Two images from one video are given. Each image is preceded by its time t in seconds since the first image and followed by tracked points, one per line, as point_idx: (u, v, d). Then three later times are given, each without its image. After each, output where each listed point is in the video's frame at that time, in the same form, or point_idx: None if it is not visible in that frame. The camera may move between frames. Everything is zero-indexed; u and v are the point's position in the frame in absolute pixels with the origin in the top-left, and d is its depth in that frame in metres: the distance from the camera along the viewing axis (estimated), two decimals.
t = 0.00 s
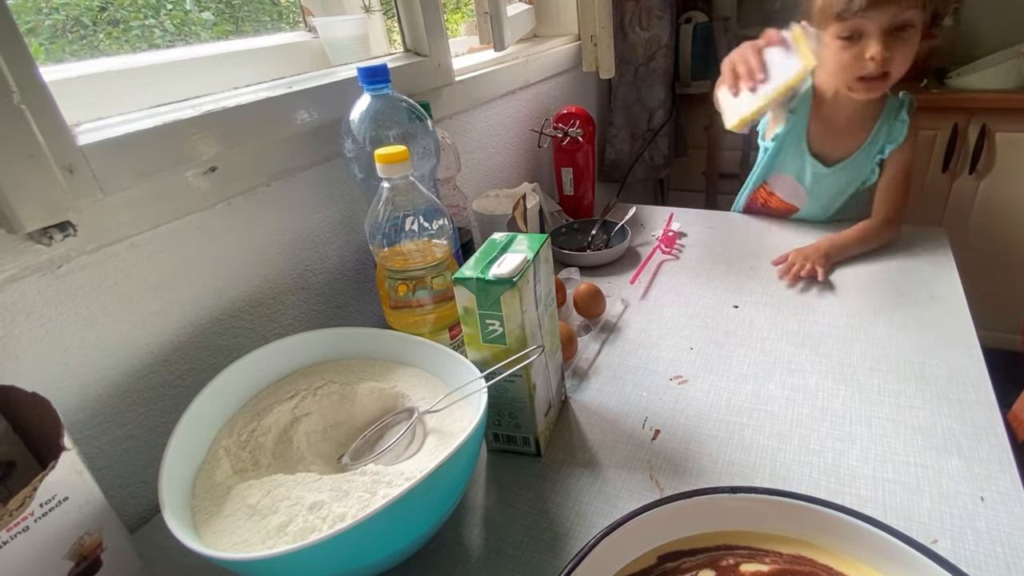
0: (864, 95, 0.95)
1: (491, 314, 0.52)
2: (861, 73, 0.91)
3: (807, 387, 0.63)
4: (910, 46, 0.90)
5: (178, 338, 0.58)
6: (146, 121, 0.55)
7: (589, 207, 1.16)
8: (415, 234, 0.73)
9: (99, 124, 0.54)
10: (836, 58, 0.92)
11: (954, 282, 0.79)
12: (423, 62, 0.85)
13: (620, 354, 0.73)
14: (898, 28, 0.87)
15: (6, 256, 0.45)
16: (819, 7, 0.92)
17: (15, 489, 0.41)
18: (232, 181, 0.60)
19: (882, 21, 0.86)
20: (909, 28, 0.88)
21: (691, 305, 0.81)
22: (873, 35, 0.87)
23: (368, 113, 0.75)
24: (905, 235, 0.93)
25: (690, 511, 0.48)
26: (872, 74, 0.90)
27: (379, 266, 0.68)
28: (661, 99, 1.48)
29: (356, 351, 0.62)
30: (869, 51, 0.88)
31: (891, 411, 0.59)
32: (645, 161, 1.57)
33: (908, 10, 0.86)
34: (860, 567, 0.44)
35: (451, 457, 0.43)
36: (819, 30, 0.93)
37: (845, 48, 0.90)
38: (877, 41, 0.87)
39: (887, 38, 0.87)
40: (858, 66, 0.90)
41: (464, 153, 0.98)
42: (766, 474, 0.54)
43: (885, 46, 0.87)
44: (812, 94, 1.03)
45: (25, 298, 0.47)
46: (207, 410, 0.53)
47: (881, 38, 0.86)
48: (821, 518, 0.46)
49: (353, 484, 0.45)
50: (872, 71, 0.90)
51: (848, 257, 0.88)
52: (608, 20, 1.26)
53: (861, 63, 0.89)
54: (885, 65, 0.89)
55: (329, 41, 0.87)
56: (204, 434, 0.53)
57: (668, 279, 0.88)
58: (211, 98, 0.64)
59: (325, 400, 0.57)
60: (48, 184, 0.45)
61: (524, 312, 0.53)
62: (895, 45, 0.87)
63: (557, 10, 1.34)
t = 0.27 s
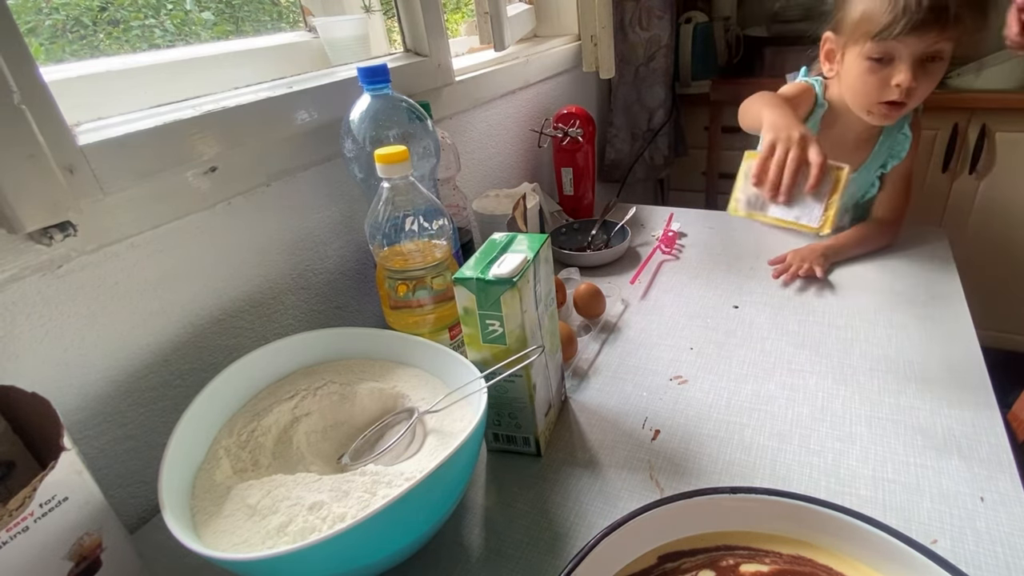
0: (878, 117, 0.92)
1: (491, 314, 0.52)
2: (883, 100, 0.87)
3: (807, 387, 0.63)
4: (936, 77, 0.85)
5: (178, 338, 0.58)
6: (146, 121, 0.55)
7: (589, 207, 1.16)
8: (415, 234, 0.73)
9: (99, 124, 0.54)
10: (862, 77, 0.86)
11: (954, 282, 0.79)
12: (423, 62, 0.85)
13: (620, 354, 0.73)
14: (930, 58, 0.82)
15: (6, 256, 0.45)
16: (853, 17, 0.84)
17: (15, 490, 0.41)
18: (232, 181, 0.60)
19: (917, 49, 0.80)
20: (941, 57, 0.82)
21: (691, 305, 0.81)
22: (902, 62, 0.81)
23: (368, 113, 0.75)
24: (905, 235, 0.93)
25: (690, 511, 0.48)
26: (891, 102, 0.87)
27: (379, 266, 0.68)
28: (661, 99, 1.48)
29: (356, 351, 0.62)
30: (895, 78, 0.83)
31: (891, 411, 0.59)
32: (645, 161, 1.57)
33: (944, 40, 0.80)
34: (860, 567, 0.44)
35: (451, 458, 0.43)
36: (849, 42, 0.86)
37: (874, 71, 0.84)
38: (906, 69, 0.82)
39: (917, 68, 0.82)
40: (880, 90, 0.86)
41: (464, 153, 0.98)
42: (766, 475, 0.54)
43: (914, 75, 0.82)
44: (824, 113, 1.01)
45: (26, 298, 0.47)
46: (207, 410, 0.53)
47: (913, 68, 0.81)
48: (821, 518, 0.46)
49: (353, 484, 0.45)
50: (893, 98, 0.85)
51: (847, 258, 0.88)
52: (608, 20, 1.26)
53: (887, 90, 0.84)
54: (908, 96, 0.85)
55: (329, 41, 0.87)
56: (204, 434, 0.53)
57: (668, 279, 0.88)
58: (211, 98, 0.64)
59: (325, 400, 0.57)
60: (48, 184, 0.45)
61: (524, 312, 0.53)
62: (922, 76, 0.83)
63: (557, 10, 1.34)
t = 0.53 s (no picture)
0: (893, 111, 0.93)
1: (491, 314, 0.52)
2: (905, 84, 0.89)
3: (807, 387, 0.63)
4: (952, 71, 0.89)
5: (178, 338, 0.58)
6: (146, 121, 0.55)
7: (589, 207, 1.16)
8: (415, 234, 0.73)
9: (99, 124, 0.54)
10: (884, 60, 0.89)
11: (954, 282, 0.79)
12: (423, 62, 0.85)
13: (619, 354, 0.73)
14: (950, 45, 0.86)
15: (6, 256, 0.45)
16: (876, 7, 0.88)
17: (15, 489, 0.41)
18: (232, 181, 0.60)
19: (942, 32, 0.84)
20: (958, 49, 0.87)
21: (691, 305, 0.81)
22: (926, 44, 0.85)
23: (368, 113, 0.75)
24: (905, 235, 0.93)
25: (690, 511, 0.48)
26: (912, 88, 0.89)
27: (379, 266, 0.68)
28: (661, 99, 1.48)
29: (356, 351, 0.62)
30: (918, 60, 0.86)
31: (891, 411, 0.59)
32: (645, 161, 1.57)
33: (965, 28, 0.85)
34: (860, 567, 0.44)
35: (451, 457, 0.43)
36: (872, 27, 0.90)
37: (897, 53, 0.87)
38: (930, 52, 0.85)
39: (938, 52, 0.86)
40: (901, 76, 0.89)
41: (464, 153, 0.98)
42: (766, 475, 0.54)
43: (937, 58, 0.85)
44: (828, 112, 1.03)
45: (26, 298, 0.47)
46: (207, 410, 0.53)
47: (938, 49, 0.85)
48: (821, 518, 0.47)
49: (353, 484, 0.45)
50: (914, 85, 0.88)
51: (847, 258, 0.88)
52: (608, 20, 1.26)
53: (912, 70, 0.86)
54: (929, 81, 0.87)
55: (329, 41, 0.87)
56: (204, 434, 0.53)
57: (668, 279, 0.88)
58: (211, 98, 0.64)
59: (325, 400, 0.57)
60: (48, 184, 0.45)
61: (524, 312, 0.53)
62: (944, 61, 0.86)
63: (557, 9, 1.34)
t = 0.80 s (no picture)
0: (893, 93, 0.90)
1: (491, 314, 0.52)
2: (901, 69, 0.86)
3: (807, 387, 0.63)
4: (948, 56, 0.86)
5: (178, 338, 0.58)
6: (146, 121, 0.55)
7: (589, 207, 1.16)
8: (415, 234, 0.73)
9: (99, 124, 0.54)
10: (877, 46, 0.86)
11: (954, 282, 0.79)
12: (423, 62, 0.85)
13: (619, 354, 0.73)
14: (945, 25, 0.83)
15: (6, 256, 0.45)
16: None
17: (15, 489, 0.41)
18: (232, 181, 0.60)
19: (936, 14, 0.81)
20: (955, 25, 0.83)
21: (691, 305, 0.81)
22: (919, 28, 0.82)
23: (368, 113, 0.75)
24: (905, 235, 0.93)
25: (690, 511, 0.48)
26: (909, 72, 0.86)
27: (379, 266, 0.68)
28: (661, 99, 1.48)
29: (356, 351, 0.62)
30: (913, 44, 0.83)
31: (891, 410, 0.59)
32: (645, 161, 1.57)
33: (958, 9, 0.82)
34: (860, 566, 0.44)
35: (451, 458, 0.43)
36: (866, 13, 0.87)
37: (891, 39, 0.84)
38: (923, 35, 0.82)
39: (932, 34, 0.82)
40: (895, 61, 0.85)
41: (464, 153, 0.98)
42: (766, 475, 0.54)
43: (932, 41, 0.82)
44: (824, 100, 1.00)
45: (26, 297, 0.47)
46: (207, 410, 0.53)
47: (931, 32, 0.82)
48: (821, 518, 0.47)
49: (353, 484, 0.45)
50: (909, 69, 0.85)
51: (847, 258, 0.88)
52: (608, 20, 1.26)
53: (906, 57, 0.84)
54: (927, 63, 0.84)
55: (329, 41, 0.87)
56: (204, 434, 0.53)
57: (668, 279, 0.88)
58: (211, 98, 0.64)
59: (325, 400, 0.57)
60: (48, 184, 0.45)
61: (524, 312, 0.53)
62: (940, 44, 0.83)
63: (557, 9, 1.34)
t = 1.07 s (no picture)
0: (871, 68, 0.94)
1: (491, 314, 0.52)
2: (870, 45, 0.90)
3: (807, 387, 0.63)
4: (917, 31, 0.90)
5: (178, 338, 0.58)
6: (146, 121, 0.55)
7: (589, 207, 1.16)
8: (415, 234, 0.73)
9: (99, 124, 0.54)
10: (846, 25, 0.91)
11: (954, 281, 0.79)
12: (423, 62, 0.85)
13: (619, 354, 0.73)
14: (909, 3, 0.87)
15: (6, 256, 0.45)
16: None
17: (15, 489, 0.41)
18: (232, 181, 0.60)
19: None
20: None
21: (691, 305, 0.81)
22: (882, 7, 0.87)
23: (368, 113, 0.75)
24: (905, 235, 0.93)
25: (690, 511, 0.48)
26: (880, 47, 0.90)
27: (379, 266, 0.68)
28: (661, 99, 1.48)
29: (356, 351, 0.62)
30: (877, 22, 0.88)
31: (891, 411, 0.59)
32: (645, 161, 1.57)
33: None
34: (861, 567, 0.44)
35: (451, 457, 0.43)
36: None
37: (857, 18, 0.89)
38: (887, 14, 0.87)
39: (897, 13, 0.87)
40: (864, 39, 0.90)
41: (464, 153, 0.98)
42: (766, 475, 0.54)
43: (895, 18, 0.87)
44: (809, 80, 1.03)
45: (25, 298, 0.47)
46: (207, 411, 0.53)
47: (893, 10, 0.86)
48: (821, 518, 0.46)
49: (353, 484, 0.45)
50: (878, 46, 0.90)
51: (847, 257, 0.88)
52: (608, 20, 1.26)
53: (872, 34, 0.88)
54: (894, 38, 0.88)
55: (329, 41, 0.87)
56: (204, 434, 0.53)
57: (668, 279, 0.88)
58: (210, 98, 0.64)
59: (325, 400, 0.57)
60: (48, 184, 0.45)
61: (524, 312, 0.53)
62: (904, 20, 0.87)
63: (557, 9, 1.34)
